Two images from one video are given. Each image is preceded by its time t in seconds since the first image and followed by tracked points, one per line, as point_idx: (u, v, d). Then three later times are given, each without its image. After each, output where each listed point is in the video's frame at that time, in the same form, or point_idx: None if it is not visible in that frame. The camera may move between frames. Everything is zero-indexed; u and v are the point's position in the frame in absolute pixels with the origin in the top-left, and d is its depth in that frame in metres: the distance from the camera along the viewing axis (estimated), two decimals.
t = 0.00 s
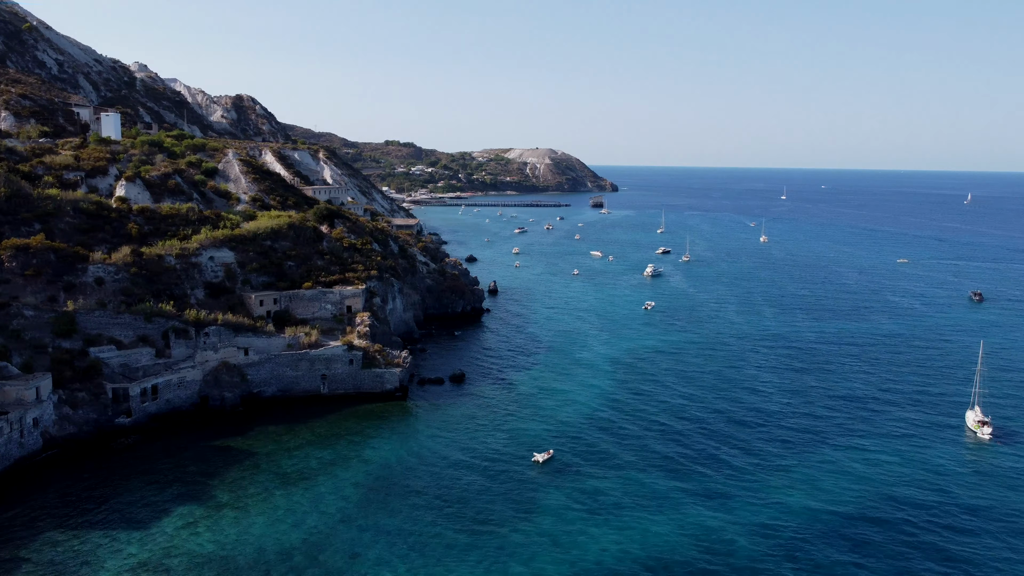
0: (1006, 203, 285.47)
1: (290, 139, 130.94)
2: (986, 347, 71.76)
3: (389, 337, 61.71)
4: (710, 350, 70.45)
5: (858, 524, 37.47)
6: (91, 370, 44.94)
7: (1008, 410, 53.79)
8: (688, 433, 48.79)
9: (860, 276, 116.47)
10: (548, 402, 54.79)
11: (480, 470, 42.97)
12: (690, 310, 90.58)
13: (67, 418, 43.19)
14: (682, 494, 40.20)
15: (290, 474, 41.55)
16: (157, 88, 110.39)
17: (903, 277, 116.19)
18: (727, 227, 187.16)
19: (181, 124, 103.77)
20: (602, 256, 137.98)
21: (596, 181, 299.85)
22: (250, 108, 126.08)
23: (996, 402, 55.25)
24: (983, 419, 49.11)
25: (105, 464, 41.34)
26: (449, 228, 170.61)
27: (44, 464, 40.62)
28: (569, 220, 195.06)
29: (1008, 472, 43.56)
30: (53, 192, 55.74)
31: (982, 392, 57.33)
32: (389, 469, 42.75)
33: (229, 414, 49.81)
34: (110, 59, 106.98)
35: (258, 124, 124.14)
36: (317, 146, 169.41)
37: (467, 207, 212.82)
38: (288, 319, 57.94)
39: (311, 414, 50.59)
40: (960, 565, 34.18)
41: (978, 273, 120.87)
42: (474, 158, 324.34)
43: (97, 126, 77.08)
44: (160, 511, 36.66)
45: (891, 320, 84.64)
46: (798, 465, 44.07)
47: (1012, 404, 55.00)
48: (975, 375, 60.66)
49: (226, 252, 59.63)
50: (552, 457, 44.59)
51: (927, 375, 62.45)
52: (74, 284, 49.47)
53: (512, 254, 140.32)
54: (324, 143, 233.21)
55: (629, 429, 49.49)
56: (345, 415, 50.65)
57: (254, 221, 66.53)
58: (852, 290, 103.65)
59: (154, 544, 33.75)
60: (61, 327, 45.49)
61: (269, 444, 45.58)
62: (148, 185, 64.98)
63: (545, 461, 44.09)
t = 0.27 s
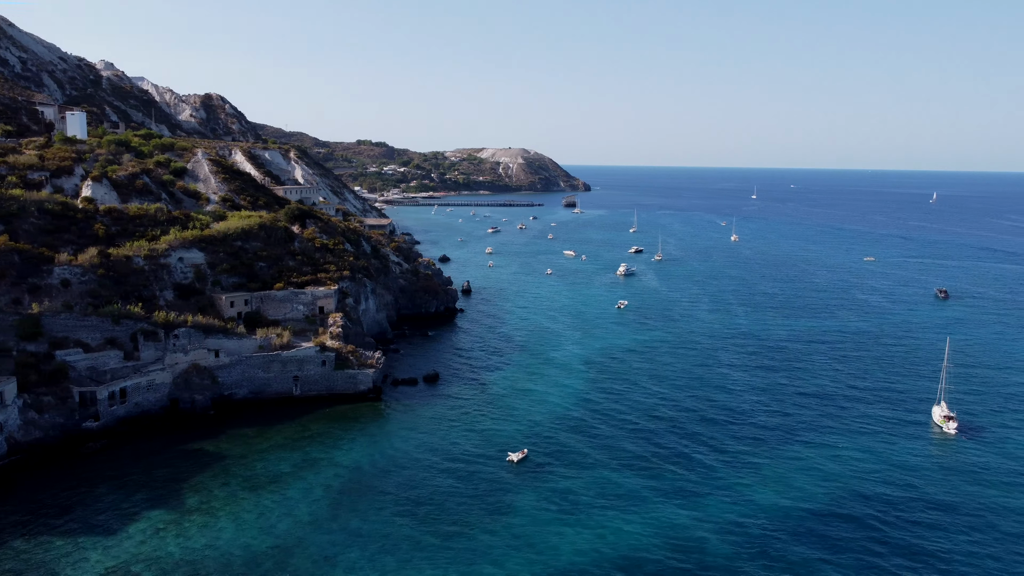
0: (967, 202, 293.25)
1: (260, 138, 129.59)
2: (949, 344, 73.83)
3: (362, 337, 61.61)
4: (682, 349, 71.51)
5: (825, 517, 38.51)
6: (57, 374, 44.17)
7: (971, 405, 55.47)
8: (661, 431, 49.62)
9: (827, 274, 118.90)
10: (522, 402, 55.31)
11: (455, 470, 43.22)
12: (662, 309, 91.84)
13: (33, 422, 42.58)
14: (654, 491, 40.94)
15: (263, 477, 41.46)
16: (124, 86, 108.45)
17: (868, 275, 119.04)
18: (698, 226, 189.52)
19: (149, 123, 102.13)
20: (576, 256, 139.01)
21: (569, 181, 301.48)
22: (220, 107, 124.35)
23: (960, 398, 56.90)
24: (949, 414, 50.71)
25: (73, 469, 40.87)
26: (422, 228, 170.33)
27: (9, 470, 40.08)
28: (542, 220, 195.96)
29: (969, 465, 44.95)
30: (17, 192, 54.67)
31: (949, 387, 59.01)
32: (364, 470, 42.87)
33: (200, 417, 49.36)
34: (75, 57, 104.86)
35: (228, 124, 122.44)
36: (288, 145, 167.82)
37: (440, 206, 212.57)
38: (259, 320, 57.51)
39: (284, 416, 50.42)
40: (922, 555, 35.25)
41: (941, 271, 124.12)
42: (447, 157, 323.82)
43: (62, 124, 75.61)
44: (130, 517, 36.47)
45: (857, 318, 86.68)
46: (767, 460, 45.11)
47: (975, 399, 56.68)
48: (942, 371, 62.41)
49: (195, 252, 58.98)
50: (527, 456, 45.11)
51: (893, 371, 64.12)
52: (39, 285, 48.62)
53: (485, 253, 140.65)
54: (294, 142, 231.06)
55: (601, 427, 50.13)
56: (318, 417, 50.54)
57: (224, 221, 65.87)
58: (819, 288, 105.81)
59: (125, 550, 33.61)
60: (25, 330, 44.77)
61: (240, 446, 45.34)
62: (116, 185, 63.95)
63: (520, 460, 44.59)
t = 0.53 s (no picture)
0: (929, 201, 300.85)
1: (229, 138, 128.01)
2: (912, 341, 75.81)
3: (334, 338, 61.43)
4: (653, 348, 72.47)
5: (790, 510, 39.47)
6: (21, 378, 43.47)
7: (934, 400, 56.99)
8: (632, 429, 50.39)
9: (795, 273, 121.23)
10: (495, 402, 55.70)
11: (428, 471, 43.45)
12: (633, 308, 92.96)
13: None
14: (624, 488, 41.60)
15: (235, 480, 41.34)
16: (87, 84, 106.31)
17: (833, 273, 121.77)
18: (669, 226, 191.69)
19: (115, 121, 100.30)
20: (548, 255, 139.78)
21: (541, 181, 302.64)
22: (187, 106, 122.45)
23: (923, 393, 58.43)
24: (915, 409, 51.78)
25: (38, 476, 40.33)
26: (393, 228, 169.72)
27: None
28: (514, 220, 196.57)
29: (930, 457, 46.19)
30: None
31: (915, 383, 60.47)
32: (336, 472, 42.93)
33: (169, 420, 48.91)
34: (36, 53, 102.51)
35: (195, 123, 120.63)
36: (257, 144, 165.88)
37: (411, 206, 211.96)
38: (229, 322, 57.03)
39: (254, 418, 50.15)
40: (883, 543, 36.28)
41: (905, 269, 127.32)
42: (418, 156, 322.68)
43: (24, 123, 73.99)
44: (99, 523, 36.18)
45: (824, 316, 88.58)
46: (735, 456, 46.08)
47: (937, 394, 58.27)
48: (908, 368, 63.90)
49: (163, 253, 58.25)
50: (500, 456, 45.52)
51: (858, 369, 65.70)
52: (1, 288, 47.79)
53: (458, 253, 140.75)
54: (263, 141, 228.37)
55: (574, 426, 50.73)
56: (289, 419, 50.37)
57: (193, 221, 65.12)
58: (787, 287, 107.86)
59: (93, 556, 33.37)
60: None
61: (211, 450, 44.97)
62: (80, 185, 62.82)
63: (493, 460, 44.98)
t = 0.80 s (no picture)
0: (892, 200, 308.69)
1: (197, 136, 126.20)
2: (877, 339, 77.98)
3: (305, 339, 61.17)
4: (626, 347, 73.48)
5: (758, 505, 40.47)
6: None
7: (899, 396, 58.73)
8: (604, 427, 51.15)
9: (764, 271, 123.57)
10: (468, 402, 56.06)
11: (401, 472, 43.66)
12: (605, 307, 93.93)
13: None
14: (597, 485, 42.26)
15: (205, 484, 41.19)
16: (49, 81, 104.03)
17: (800, 272, 124.37)
18: (641, 225, 193.81)
19: (78, 120, 98.37)
20: (520, 255, 140.39)
21: (513, 180, 303.35)
22: (154, 104, 120.35)
23: (888, 389, 60.28)
24: (881, 405, 53.49)
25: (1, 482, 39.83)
26: (364, 228, 168.92)
27: None
28: (486, 219, 196.88)
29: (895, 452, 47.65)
30: None
31: (882, 380, 62.24)
32: (308, 474, 42.96)
33: (136, 424, 48.45)
34: None
35: (162, 122, 118.62)
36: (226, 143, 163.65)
37: (382, 206, 210.97)
38: (198, 324, 56.50)
39: (224, 421, 49.88)
40: (847, 537, 37.42)
41: (869, 267, 130.60)
42: (389, 156, 320.98)
43: None
44: (64, 530, 35.91)
45: (792, 314, 90.57)
46: (705, 453, 47.08)
47: (901, 390, 60.08)
48: (875, 366, 65.70)
49: (129, 254, 57.48)
50: (473, 455, 45.86)
51: (825, 366, 67.39)
52: None
53: (429, 253, 140.63)
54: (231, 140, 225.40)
55: (547, 425, 51.33)
56: (260, 421, 50.20)
57: (160, 221, 64.29)
58: (756, 285, 109.98)
59: (59, 564, 33.14)
60: None
61: (180, 454, 44.78)
62: (43, 185, 61.63)
63: (466, 459, 45.29)
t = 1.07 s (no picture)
0: (856, 200, 315.94)
1: (163, 136, 124.19)
2: (842, 337, 80.06)
3: (276, 341, 60.89)
4: (598, 346, 74.38)
5: (725, 501, 41.45)
6: None
7: (865, 392, 60.51)
8: (576, 426, 51.83)
9: (733, 270, 125.76)
10: (441, 403, 56.37)
11: (374, 474, 43.80)
12: (578, 306, 94.83)
13: None
14: (569, 484, 42.89)
15: (174, 489, 40.97)
16: (9, 79, 101.50)
17: (767, 270, 126.89)
18: (612, 224, 195.49)
19: (40, 119, 96.19)
20: (493, 255, 140.86)
21: (484, 180, 303.57)
22: (119, 103, 118.04)
23: (858, 386, 62.09)
24: (847, 402, 55.57)
25: None
26: (334, 228, 167.78)
27: None
28: (458, 219, 196.88)
29: (860, 448, 49.14)
30: None
31: (850, 378, 64.03)
32: (279, 477, 42.95)
33: (103, 428, 47.92)
34: None
35: (128, 121, 116.51)
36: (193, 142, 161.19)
37: (353, 206, 209.60)
38: (166, 326, 55.91)
39: (193, 424, 49.55)
40: (810, 531, 38.55)
41: (834, 266, 133.73)
42: (360, 155, 318.73)
43: None
44: (29, 538, 35.52)
45: (760, 312, 92.44)
46: (674, 451, 48.02)
47: (868, 387, 61.87)
48: (843, 365, 67.54)
49: (95, 256, 56.60)
50: (446, 456, 46.15)
51: (792, 364, 69.04)
52: None
53: (401, 253, 140.30)
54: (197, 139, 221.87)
55: (520, 424, 51.86)
56: (230, 424, 49.96)
57: (126, 222, 63.35)
58: (725, 284, 111.90)
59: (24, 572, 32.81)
60: None
61: (149, 458, 44.50)
62: (4, 185, 60.33)
63: (440, 460, 45.55)
